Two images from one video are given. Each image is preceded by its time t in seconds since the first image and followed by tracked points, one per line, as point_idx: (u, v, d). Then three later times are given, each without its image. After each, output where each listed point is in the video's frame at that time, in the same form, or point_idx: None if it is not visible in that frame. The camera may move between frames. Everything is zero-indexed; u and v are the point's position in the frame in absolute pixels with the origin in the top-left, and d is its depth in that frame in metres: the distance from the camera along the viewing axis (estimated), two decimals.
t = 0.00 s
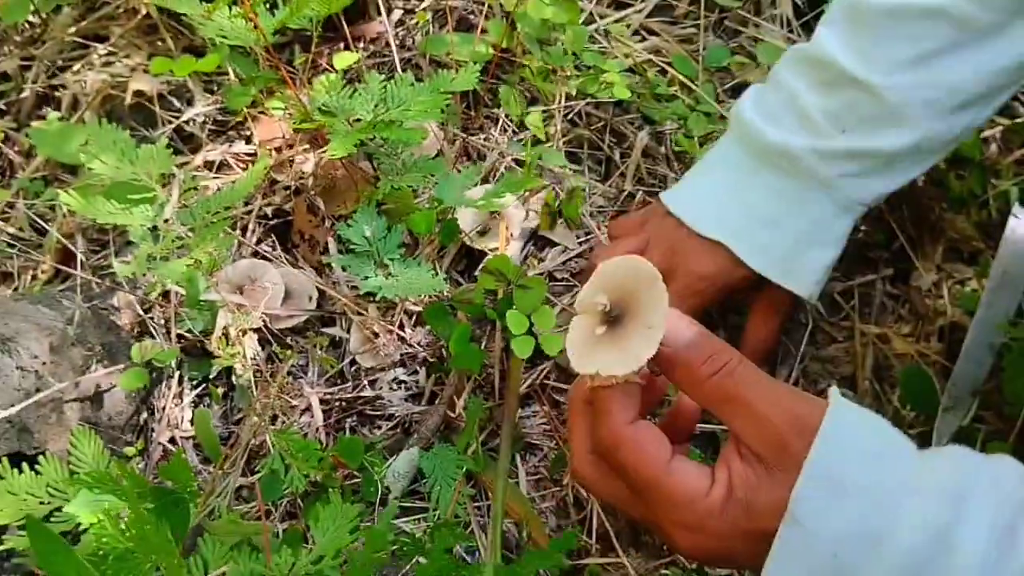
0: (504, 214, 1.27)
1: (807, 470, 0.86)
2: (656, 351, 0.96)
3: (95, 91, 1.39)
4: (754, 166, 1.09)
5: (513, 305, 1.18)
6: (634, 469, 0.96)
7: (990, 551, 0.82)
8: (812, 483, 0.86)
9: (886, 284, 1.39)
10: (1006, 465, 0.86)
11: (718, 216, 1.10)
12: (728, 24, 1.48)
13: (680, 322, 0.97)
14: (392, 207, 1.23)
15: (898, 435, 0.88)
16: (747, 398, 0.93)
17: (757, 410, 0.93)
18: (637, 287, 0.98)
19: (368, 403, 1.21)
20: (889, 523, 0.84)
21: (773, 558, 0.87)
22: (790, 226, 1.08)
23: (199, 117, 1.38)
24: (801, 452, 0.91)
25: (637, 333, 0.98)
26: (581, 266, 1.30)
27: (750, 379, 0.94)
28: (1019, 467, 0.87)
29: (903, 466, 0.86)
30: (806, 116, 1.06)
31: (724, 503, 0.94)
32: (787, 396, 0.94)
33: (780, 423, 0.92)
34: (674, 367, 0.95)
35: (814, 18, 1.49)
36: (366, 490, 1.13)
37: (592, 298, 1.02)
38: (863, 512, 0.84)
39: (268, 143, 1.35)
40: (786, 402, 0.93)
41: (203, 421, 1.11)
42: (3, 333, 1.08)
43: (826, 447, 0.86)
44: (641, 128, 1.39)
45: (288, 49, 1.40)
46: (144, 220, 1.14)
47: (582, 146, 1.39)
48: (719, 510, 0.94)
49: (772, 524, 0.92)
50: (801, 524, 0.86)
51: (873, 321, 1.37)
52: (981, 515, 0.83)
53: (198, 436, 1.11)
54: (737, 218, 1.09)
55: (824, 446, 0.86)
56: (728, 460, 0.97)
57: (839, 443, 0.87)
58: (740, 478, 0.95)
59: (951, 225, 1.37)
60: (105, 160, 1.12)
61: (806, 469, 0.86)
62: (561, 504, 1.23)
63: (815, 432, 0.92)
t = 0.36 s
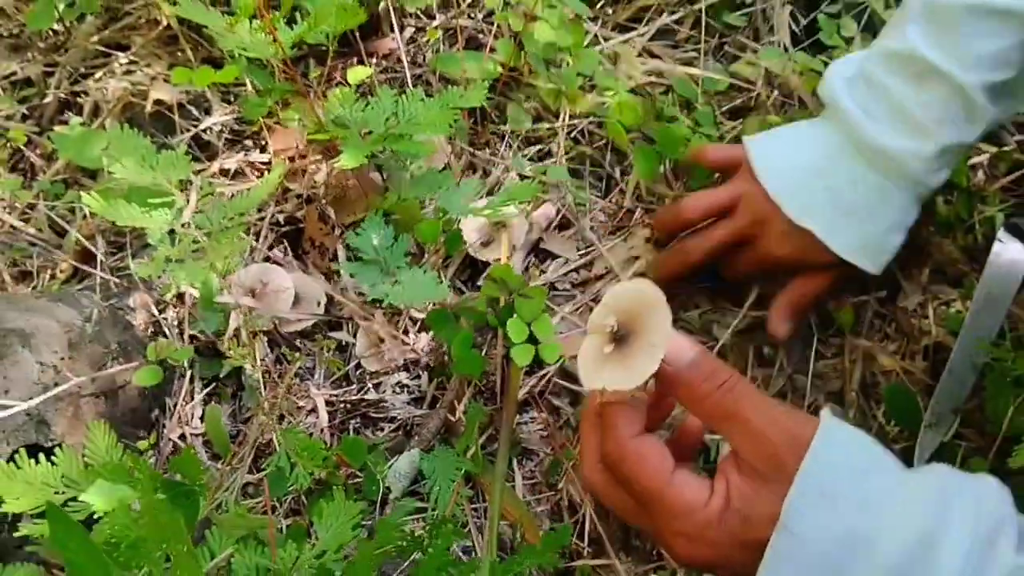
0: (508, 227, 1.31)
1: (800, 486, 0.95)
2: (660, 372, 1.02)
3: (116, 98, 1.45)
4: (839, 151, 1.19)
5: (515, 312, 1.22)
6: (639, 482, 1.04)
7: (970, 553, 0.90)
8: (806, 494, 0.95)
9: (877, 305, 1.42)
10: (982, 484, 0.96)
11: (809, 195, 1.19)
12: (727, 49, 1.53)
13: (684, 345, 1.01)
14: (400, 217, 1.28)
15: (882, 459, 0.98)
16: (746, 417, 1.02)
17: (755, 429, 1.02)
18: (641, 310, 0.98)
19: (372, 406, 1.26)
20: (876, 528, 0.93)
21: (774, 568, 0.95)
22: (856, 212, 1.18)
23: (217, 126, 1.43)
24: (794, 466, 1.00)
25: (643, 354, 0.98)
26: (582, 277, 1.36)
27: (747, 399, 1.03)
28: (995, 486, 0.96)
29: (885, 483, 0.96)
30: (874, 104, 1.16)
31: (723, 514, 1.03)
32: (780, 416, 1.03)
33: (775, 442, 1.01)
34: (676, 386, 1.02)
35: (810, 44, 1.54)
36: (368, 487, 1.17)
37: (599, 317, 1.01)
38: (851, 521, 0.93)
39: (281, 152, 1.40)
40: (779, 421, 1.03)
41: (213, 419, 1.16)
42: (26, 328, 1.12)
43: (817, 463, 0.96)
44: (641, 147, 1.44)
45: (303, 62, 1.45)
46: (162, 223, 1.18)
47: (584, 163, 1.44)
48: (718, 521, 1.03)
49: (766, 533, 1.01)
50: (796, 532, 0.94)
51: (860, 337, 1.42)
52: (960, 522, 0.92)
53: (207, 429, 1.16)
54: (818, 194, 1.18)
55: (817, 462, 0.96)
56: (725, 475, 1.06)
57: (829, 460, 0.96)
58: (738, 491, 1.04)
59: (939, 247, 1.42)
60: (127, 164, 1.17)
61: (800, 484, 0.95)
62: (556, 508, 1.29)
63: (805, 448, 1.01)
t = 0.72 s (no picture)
0: (506, 235, 1.38)
1: (772, 462, 0.96)
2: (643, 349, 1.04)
3: (137, 104, 1.52)
4: (855, 126, 1.17)
5: (510, 314, 1.32)
6: (624, 453, 1.06)
7: (933, 529, 0.93)
8: (779, 463, 0.96)
9: (857, 321, 1.52)
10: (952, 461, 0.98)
11: (821, 179, 1.17)
12: (721, 74, 1.60)
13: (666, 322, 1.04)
14: (405, 222, 1.36)
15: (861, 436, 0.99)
16: (724, 392, 1.02)
17: (733, 403, 1.02)
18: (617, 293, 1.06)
19: (373, 402, 1.32)
20: (847, 505, 0.95)
21: (742, 532, 0.98)
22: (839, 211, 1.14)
23: (232, 133, 1.51)
24: (768, 438, 0.99)
25: (626, 330, 1.05)
26: (576, 287, 1.43)
27: (726, 374, 1.03)
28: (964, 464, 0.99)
29: (863, 462, 0.97)
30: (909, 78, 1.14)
31: (703, 484, 1.02)
32: (762, 391, 1.02)
33: (753, 414, 1.00)
34: (661, 362, 1.04)
35: (800, 71, 1.61)
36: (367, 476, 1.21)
37: (590, 305, 1.10)
38: (823, 494, 0.95)
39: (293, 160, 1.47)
40: (759, 398, 1.01)
41: (224, 405, 1.20)
42: (49, 313, 1.20)
43: (790, 441, 0.97)
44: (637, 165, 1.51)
45: (316, 74, 1.52)
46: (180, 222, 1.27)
47: (580, 179, 1.51)
48: (700, 490, 1.02)
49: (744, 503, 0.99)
50: (772, 501, 0.96)
51: (842, 352, 1.51)
52: (930, 493, 0.95)
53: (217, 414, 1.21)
54: (833, 184, 1.16)
55: (788, 442, 0.96)
56: (709, 448, 1.05)
57: (803, 447, 0.97)
58: (718, 462, 1.03)
59: (919, 267, 1.52)
60: (150, 164, 1.27)
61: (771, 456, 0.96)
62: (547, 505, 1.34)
63: (781, 420, 0.99)
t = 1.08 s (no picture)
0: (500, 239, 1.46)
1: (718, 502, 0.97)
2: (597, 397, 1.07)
3: (158, 107, 1.61)
4: (812, 185, 1.27)
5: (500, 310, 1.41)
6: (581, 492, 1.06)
7: (873, 556, 0.92)
8: (728, 504, 0.96)
9: (834, 333, 1.59)
10: (891, 499, 0.97)
11: (767, 225, 1.30)
12: (710, 97, 1.70)
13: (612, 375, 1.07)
14: (407, 224, 1.44)
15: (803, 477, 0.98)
16: (675, 439, 1.03)
17: (681, 447, 1.02)
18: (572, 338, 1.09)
19: (371, 391, 1.39)
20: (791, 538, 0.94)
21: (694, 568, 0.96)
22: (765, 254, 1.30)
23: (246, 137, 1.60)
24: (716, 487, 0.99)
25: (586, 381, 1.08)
26: (565, 291, 1.50)
27: (678, 418, 1.04)
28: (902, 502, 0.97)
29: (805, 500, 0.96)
30: (864, 147, 1.23)
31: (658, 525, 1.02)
32: (712, 440, 1.02)
33: (705, 462, 1.00)
34: (617, 413, 1.07)
35: (786, 96, 1.70)
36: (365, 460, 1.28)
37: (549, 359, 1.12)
38: (768, 532, 0.94)
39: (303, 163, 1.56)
40: (709, 438, 1.02)
41: (233, 388, 1.27)
42: (72, 295, 1.30)
43: (736, 482, 0.97)
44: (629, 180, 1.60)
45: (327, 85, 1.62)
46: (199, 214, 1.40)
47: (574, 190, 1.59)
48: (655, 531, 1.02)
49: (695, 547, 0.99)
50: (720, 537, 0.96)
51: (818, 362, 1.57)
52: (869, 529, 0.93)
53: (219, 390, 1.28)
54: (775, 231, 1.29)
55: (735, 482, 0.97)
56: (664, 491, 1.05)
57: (746, 490, 0.97)
58: (672, 506, 1.02)
59: (896, 283, 1.61)
60: (175, 160, 1.40)
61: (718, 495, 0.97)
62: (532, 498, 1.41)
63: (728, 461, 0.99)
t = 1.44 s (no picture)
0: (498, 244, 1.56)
1: (683, 481, 1.05)
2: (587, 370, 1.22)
3: (180, 107, 1.74)
4: (778, 200, 1.33)
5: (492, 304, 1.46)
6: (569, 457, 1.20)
7: (823, 532, 0.99)
8: (695, 478, 1.05)
9: (812, 345, 1.60)
10: (848, 489, 1.04)
11: (735, 237, 1.35)
12: (705, 116, 1.78)
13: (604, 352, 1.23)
14: (409, 223, 1.52)
15: (768, 464, 1.06)
16: (650, 412, 1.17)
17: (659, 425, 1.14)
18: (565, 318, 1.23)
19: (371, 380, 1.47)
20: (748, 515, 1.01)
21: (661, 532, 1.06)
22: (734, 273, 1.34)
23: (262, 139, 1.69)
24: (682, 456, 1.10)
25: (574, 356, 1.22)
26: (556, 294, 1.57)
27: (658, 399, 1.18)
28: (859, 493, 1.04)
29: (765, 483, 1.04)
30: (829, 165, 1.30)
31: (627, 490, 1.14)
32: (689, 424, 1.14)
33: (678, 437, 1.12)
34: (603, 390, 1.22)
35: (778, 118, 1.77)
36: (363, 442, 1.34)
37: (540, 329, 1.26)
38: (730, 505, 1.03)
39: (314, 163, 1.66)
40: (682, 416, 1.15)
41: (242, 363, 1.35)
42: (93, 274, 1.38)
43: (701, 465, 1.06)
44: (624, 192, 1.67)
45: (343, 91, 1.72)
46: (213, 203, 1.48)
47: (571, 200, 1.66)
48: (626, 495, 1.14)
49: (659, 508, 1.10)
50: (688, 509, 1.04)
51: (797, 372, 1.59)
52: (823, 510, 1.00)
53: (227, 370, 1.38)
54: (744, 243, 1.34)
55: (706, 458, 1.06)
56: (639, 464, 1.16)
57: (711, 473, 1.05)
58: (641, 473, 1.14)
59: (875, 301, 1.60)
60: (191, 153, 1.48)
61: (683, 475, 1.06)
62: (520, 488, 1.48)
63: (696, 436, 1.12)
